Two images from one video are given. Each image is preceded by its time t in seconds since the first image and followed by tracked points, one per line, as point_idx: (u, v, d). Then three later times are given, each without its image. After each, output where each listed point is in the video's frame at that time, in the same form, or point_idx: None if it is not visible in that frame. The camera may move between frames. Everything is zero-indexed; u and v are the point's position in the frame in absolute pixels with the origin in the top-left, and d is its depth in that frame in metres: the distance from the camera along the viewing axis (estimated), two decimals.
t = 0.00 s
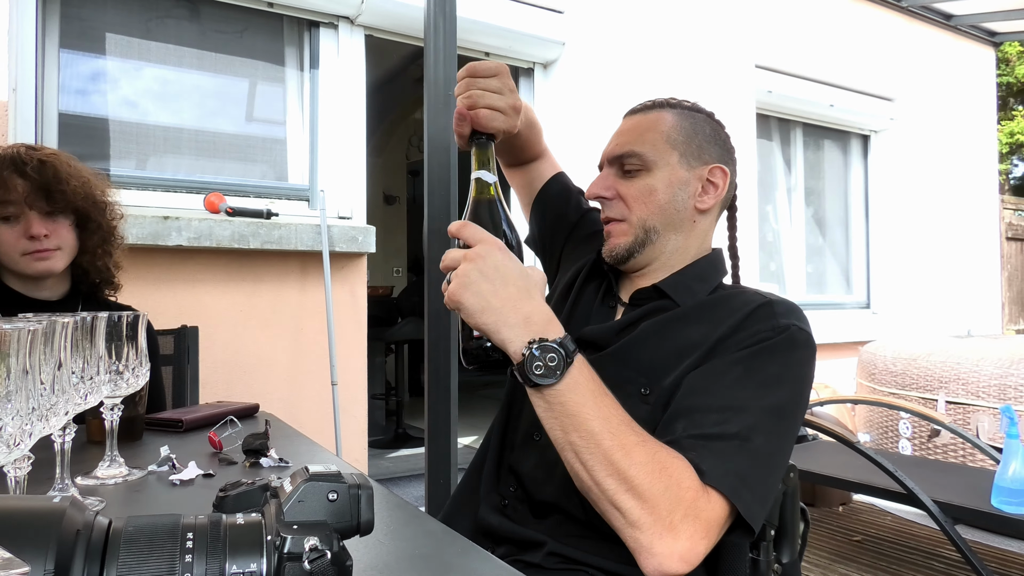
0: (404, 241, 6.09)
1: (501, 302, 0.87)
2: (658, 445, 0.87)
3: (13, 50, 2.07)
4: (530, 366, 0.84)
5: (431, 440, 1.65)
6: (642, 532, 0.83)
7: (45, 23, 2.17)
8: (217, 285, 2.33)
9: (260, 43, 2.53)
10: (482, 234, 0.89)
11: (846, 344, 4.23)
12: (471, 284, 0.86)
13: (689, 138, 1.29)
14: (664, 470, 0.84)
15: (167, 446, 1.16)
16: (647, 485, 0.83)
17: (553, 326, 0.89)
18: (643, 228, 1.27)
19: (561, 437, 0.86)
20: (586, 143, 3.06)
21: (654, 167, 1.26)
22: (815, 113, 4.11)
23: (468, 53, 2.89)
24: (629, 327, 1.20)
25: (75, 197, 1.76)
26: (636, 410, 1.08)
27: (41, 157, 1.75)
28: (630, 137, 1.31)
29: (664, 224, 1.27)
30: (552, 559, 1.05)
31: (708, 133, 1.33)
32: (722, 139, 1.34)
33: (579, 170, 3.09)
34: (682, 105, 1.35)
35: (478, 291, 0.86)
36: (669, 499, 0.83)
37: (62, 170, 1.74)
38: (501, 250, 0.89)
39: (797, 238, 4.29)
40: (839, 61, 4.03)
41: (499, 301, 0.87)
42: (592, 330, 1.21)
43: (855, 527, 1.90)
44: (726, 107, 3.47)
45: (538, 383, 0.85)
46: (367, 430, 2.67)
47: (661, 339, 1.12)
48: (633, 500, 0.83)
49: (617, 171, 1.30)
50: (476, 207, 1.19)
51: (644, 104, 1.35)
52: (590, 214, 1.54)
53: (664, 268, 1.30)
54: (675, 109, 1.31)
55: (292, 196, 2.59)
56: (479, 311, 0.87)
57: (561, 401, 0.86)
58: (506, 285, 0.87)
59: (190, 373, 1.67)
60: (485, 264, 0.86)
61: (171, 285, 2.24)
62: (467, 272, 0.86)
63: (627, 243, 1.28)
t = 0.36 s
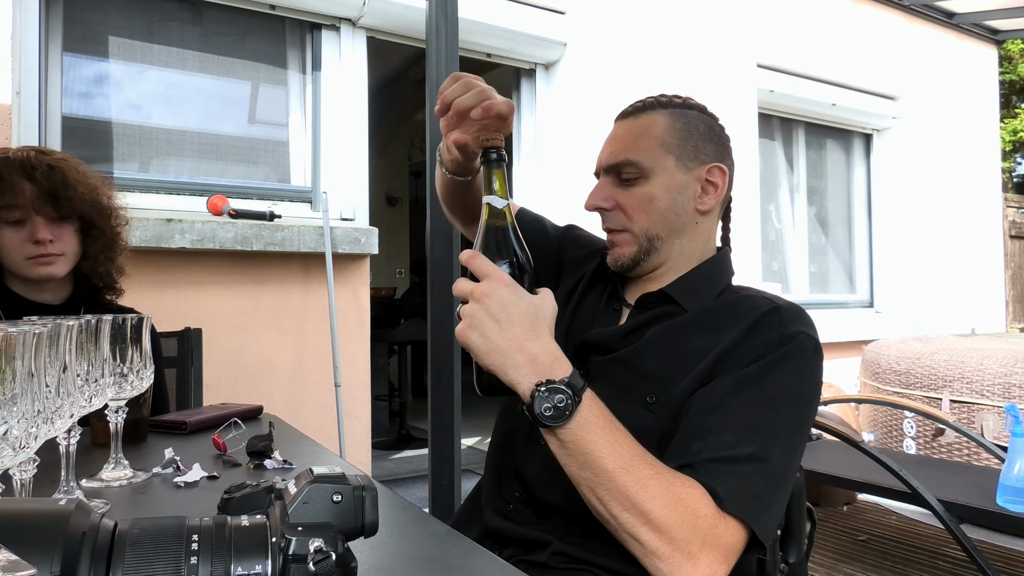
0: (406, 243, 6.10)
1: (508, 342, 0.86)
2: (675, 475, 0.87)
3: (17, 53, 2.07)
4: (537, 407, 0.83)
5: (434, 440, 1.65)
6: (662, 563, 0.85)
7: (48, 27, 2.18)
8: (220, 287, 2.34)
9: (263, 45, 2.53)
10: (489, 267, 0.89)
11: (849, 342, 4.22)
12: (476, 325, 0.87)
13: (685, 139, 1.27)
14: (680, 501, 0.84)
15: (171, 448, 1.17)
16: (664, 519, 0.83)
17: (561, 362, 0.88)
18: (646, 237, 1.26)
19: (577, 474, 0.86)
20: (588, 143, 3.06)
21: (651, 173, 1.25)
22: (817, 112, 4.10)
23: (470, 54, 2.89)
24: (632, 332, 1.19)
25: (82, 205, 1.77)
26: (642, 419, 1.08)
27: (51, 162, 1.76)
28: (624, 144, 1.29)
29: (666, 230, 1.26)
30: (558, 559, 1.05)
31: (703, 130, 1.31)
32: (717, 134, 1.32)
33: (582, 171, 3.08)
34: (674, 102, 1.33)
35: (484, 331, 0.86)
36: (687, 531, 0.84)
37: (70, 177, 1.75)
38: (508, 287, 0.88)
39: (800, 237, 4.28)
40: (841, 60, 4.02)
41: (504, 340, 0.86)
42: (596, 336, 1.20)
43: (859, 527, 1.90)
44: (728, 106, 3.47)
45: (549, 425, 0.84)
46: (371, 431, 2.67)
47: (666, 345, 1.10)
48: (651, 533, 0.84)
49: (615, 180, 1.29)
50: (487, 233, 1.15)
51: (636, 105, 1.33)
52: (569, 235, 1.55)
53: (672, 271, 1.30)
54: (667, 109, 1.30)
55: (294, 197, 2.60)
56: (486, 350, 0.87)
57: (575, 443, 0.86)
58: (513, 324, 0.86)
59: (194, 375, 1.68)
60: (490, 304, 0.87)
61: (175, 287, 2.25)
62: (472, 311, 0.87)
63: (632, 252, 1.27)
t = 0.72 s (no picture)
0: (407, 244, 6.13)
1: (554, 366, 0.77)
2: (719, 492, 0.82)
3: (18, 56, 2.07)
4: (594, 434, 0.76)
5: (436, 440, 1.65)
6: None
7: (49, 31, 2.18)
8: (221, 290, 2.34)
9: (262, 48, 2.53)
10: (517, 284, 0.80)
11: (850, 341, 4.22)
12: (515, 350, 0.76)
13: (657, 138, 1.14)
14: (730, 517, 0.80)
15: (174, 450, 1.17)
16: (716, 537, 0.78)
17: (608, 386, 0.80)
18: (622, 246, 1.14)
19: (626, 501, 0.80)
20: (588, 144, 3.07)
21: (624, 178, 1.11)
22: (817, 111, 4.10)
23: (470, 55, 2.88)
24: (626, 339, 1.12)
25: (97, 214, 1.80)
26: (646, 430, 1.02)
27: (70, 167, 1.77)
28: (593, 146, 1.15)
29: (643, 237, 1.14)
30: (563, 559, 1.02)
31: (676, 124, 1.18)
32: (689, 126, 1.20)
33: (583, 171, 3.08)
34: (645, 94, 1.20)
35: (525, 357, 0.76)
36: (737, 547, 0.80)
37: (89, 184, 1.78)
38: (541, 306, 0.79)
39: (801, 237, 4.28)
40: (841, 59, 4.02)
41: (550, 366, 0.76)
42: (589, 347, 1.13)
43: (862, 526, 1.89)
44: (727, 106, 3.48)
45: (602, 452, 0.77)
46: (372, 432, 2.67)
47: (664, 352, 1.04)
48: (705, 554, 0.79)
49: (586, 186, 1.15)
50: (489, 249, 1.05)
51: (603, 101, 1.19)
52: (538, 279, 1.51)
53: (653, 278, 1.20)
54: (638, 105, 1.16)
55: (295, 199, 2.60)
56: (529, 382, 0.76)
57: (625, 470, 0.79)
58: (553, 345, 0.77)
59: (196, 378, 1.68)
60: (527, 327, 0.77)
61: (177, 290, 2.25)
62: (509, 335, 0.76)
63: (608, 261, 1.15)
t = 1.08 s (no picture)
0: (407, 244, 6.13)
1: (551, 392, 0.74)
2: (718, 501, 0.82)
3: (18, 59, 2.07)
4: (598, 459, 0.74)
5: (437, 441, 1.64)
6: None
7: (49, 33, 2.18)
8: (221, 292, 2.34)
9: (261, 49, 2.54)
10: (504, 309, 0.74)
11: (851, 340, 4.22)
12: (513, 380, 0.71)
13: (612, 138, 1.13)
14: (731, 527, 0.80)
15: (175, 452, 1.17)
16: (721, 549, 0.79)
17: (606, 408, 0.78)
18: (586, 248, 1.13)
19: (630, 521, 0.79)
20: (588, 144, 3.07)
21: (579, 183, 1.11)
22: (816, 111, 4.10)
23: (469, 56, 2.88)
24: (607, 343, 1.09)
25: (123, 224, 1.87)
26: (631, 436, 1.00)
27: (100, 175, 1.86)
28: (548, 152, 1.14)
29: (607, 238, 1.13)
30: (562, 561, 1.01)
31: (632, 122, 1.16)
32: (647, 123, 1.18)
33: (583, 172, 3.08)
34: (598, 92, 1.20)
35: (521, 386, 0.71)
36: (741, 554, 0.81)
37: (118, 195, 1.86)
38: (530, 330, 0.75)
39: (801, 236, 4.29)
40: (840, 58, 4.02)
41: (546, 394, 0.73)
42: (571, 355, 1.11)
43: (863, 525, 1.89)
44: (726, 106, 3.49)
45: (606, 476, 0.76)
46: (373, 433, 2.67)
47: (647, 356, 1.02)
48: (709, 565, 0.79)
49: (545, 193, 1.14)
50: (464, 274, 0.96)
51: (556, 107, 1.19)
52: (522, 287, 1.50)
53: (628, 277, 1.17)
54: (591, 107, 1.16)
55: (294, 200, 2.60)
56: (528, 413, 0.72)
57: (629, 491, 0.78)
58: (548, 372, 0.74)
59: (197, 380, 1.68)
60: (523, 353, 0.72)
61: (177, 291, 2.24)
62: (504, 365, 0.71)
63: (575, 263, 1.15)
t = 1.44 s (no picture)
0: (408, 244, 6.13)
1: (539, 408, 0.73)
2: (711, 506, 0.82)
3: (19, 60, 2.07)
4: (588, 471, 0.74)
5: (436, 442, 1.64)
6: None
7: (50, 35, 2.18)
8: (221, 292, 2.33)
9: (262, 50, 2.53)
10: (488, 326, 0.73)
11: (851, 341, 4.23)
12: (502, 398, 0.71)
13: (595, 142, 1.12)
14: (726, 533, 0.80)
15: (176, 454, 1.16)
16: (716, 556, 0.79)
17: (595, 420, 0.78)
18: (572, 251, 1.13)
19: (624, 530, 0.79)
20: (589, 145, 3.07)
21: (562, 188, 1.11)
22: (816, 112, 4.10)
23: (470, 57, 2.88)
24: (595, 349, 1.09)
25: (141, 233, 1.89)
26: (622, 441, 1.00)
27: (121, 182, 1.88)
28: (532, 156, 1.15)
29: (592, 241, 1.13)
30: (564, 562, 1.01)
31: (616, 125, 1.15)
32: (631, 127, 1.17)
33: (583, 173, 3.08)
34: (583, 95, 1.19)
35: (508, 402, 0.71)
36: (737, 560, 0.81)
37: (139, 205, 1.89)
38: (515, 346, 0.74)
39: (801, 237, 4.29)
40: (841, 60, 4.02)
41: (535, 409, 0.73)
42: (559, 361, 1.10)
43: (863, 527, 1.90)
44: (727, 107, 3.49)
45: (598, 487, 0.76)
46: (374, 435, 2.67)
47: (635, 361, 1.02)
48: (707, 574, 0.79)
49: (530, 197, 1.15)
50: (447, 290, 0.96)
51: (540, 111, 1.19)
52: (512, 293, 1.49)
53: (615, 280, 1.17)
54: (574, 111, 1.15)
55: (295, 201, 2.60)
56: (517, 429, 0.72)
57: (622, 502, 0.78)
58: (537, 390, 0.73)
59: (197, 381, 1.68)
60: (509, 370, 0.72)
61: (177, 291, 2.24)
62: (491, 382, 0.71)
63: (561, 265, 1.16)
